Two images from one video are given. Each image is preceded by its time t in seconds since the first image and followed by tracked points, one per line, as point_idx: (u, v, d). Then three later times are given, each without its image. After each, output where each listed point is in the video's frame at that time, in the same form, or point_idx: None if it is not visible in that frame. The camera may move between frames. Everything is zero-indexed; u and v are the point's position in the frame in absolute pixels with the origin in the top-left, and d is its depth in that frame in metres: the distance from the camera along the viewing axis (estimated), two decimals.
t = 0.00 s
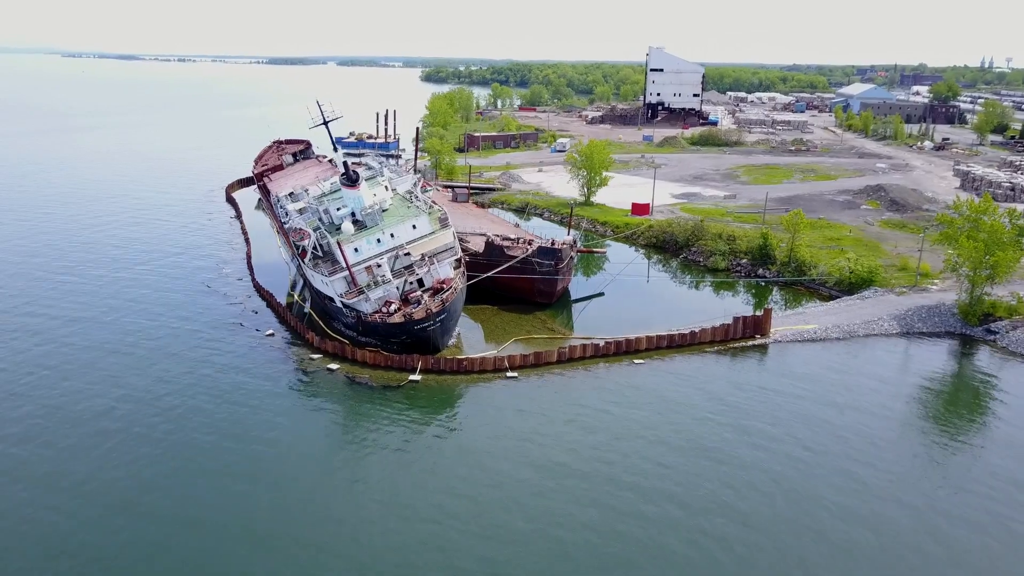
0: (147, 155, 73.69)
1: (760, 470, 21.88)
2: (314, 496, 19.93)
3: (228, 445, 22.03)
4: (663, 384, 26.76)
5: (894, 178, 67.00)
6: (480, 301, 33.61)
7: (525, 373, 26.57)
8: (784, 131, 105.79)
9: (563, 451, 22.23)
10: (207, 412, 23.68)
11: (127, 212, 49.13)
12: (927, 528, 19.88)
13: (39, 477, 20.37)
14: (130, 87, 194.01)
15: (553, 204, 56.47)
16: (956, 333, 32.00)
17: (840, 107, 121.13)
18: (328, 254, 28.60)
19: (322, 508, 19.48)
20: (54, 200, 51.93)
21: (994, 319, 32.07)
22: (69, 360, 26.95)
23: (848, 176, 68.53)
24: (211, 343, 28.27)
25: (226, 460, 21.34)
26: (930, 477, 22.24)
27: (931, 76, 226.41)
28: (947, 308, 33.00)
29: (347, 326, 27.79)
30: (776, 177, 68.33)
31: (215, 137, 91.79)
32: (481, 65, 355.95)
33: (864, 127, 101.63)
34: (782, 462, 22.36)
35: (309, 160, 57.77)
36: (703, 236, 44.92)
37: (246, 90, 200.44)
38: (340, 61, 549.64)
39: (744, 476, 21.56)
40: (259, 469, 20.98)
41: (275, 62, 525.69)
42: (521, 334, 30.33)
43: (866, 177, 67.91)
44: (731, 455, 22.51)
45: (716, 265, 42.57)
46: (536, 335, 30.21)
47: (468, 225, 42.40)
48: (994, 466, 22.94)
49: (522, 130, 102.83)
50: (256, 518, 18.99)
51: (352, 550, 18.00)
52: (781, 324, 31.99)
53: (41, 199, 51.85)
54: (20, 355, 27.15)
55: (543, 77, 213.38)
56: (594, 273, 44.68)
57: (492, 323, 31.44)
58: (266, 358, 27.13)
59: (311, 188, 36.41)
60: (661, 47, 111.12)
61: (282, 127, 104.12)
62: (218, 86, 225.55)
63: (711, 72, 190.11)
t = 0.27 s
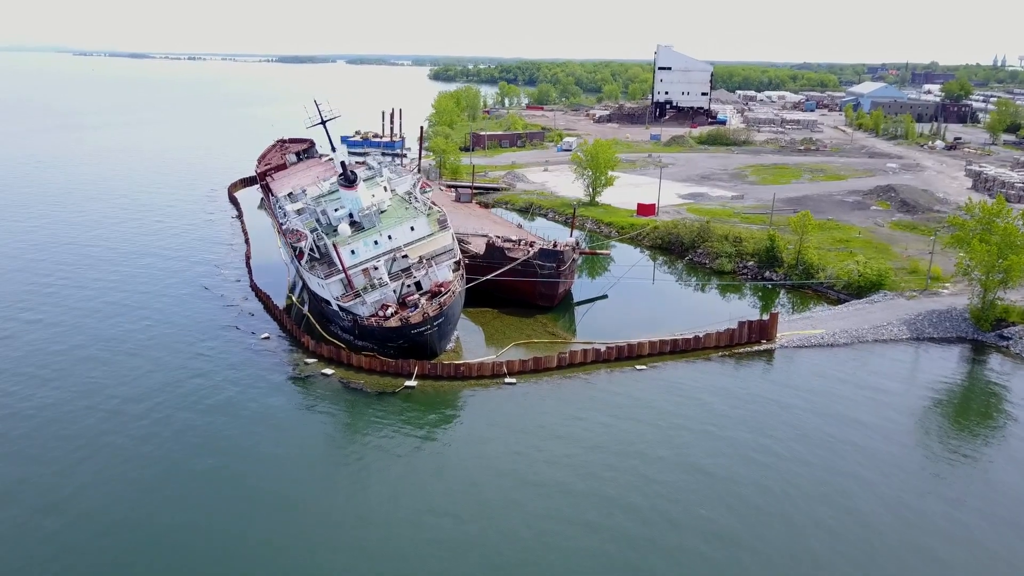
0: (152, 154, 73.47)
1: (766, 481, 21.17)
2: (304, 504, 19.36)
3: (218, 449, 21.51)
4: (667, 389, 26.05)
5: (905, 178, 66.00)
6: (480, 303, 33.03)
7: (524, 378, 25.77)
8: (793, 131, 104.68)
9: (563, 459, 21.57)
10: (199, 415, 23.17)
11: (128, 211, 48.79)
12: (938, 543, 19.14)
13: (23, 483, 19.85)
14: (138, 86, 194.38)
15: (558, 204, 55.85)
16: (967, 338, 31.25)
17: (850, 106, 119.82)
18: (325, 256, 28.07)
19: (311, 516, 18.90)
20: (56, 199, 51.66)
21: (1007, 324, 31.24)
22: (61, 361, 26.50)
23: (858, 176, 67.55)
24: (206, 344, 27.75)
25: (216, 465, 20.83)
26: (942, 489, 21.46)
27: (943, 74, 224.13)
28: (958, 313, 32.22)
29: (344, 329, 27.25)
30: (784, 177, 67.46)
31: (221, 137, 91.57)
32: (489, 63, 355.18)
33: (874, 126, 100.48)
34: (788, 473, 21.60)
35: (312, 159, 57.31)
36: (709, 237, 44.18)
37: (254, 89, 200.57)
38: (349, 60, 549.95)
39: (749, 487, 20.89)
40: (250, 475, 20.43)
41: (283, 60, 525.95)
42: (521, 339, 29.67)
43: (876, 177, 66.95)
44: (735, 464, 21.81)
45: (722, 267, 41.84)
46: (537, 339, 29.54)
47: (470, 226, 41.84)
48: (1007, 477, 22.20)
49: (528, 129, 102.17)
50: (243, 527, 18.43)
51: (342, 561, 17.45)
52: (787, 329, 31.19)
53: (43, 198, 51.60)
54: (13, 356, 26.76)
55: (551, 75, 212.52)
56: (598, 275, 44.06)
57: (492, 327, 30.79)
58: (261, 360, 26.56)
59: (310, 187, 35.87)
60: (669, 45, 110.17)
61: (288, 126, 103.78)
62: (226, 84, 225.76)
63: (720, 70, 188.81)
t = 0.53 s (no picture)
0: (156, 155, 73.33)
1: (770, 489, 20.59)
2: (296, 510, 18.91)
3: (210, 454, 21.08)
4: (670, 394, 25.49)
5: (915, 179, 65.14)
6: (481, 306, 32.59)
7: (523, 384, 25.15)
8: (801, 130, 103.73)
9: (562, 466, 21.04)
10: (192, 419, 22.77)
11: (129, 210, 48.53)
12: (948, 554, 18.52)
13: (12, 487, 19.51)
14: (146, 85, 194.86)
15: (562, 204, 55.38)
16: (977, 343, 30.59)
17: (860, 106, 118.72)
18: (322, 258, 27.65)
19: (302, 523, 18.44)
20: (58, 199, 51.47)
21: (1019, 329, 30.54)
22: (54, 363, 26.16)
23: (867, 176, 66.70)
24: (202, 345, 27.35)
25: (207, 470, 20.41)
26: (953, 498, 20.82)
27: (953, 73, 222.06)
28: (968, 317, 31.54)
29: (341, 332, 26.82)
30: (792, 177, 66.73)
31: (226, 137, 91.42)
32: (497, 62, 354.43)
33: (883, 126, 99.47)
34: (794, 481, 21.00)
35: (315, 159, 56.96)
36: (714, 239, 43.59)
37: (261, 88, 200.78)
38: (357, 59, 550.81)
39: (753, 495, 20.31)
40: (242, 480, 20.00)
41: (291, 59, 526.30)
42: (521, 343, 29.11)
43: (885, 177, 66.14)
44: (739, 472, 21.25)
45: (727, 270, 41.24)
46: (537, 344, 28.97)
47: (472, 227, 41.41)
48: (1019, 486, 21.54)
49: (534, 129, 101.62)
50: (233, 535, 18.02)
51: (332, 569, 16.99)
52: (793, 333, 30.53)
53: (45, 198, 51.41)
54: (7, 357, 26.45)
55: (558, 74, 211.79)
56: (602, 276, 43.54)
57: (491, 331, 30.25)
58: (256, 362, 26.13)
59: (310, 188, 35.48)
60: (676, 44, 109.41)
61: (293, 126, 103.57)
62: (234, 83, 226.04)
63: (729, 69, 187.65)
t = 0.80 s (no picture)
0: (161, 153, 73.06)
1: (775, 501, 19.96)
2: (286, 520, 18.44)
3: (201, 461, 20.65)
4: (673, 400, 24.85)
5: (926, 179, 64.10)
6: (482, 309, 32.04)
7: (522, 390, 24.54)
8: (811, 129, 102.59)
9: (560, 475, 20.47)
10: (184, 424, 22.35)
11: (131, 208, 48.17)
12: (959, 570, 17.86)
13: None
14: (154, 83, 195.19)
15: (567, 205, 54.81)
16: (991, 350, 29.76)
17: (871, 105, 117.40)
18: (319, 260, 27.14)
19: (291, 536, 17.95)
20: (60, 196, 51.18)
21: None
22: (47, 361, 25.74)
23: (877, 177, 65.71)
24: (197, 346, 26.92)
25: (198, 477, 19.98)
26: (964, 510, 20.13)
27: (966, 71, 219.38)
28: (981, 323, 30.72)
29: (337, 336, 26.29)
30: (801, 177, 65.87)
31: (232, 135, 91.17)
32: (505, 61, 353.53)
33: (895, 125, 98.24)
34: (799, 493, 20.36)
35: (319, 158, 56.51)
36: (721, 241, 42.87)
37: (269, 86, 200.87)
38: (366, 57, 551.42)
39: (758, 507, 19.68)
40: (232, 489, 19.55)
41: (301, 57, 527.02)
42: (521, 348, 28.50)
43: (896, 178, 65.16)
44: (743, 482, 20.62)
45: (734, 272, 40.51)
46: (538, 349, 28.36)
47: (475, 228, 40.84)
48: None
49: (541, 128, 100.86)
50: (221, 546, 17.53)
51: None
52: (800, 339, 29.78)
53: (48, 195, 51.16)
54: None
55: (567, 72, 210.83)
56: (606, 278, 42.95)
57: (491, 335, 29.66)
58: (251, 365, 25.67)
59: (310, 188, 35.03)
60: (685, 42, 108.40)
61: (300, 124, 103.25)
62: (242, 80, 225.99)
63: (738, 68, 186.17)
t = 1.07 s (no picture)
0: (166, 152, 72.89)
1: (779, 512, 19.36)
2: (276, 529, 18.00)
3: (191, 466, 20.26)
4: (675, 407, 24.28)
5: (938, 180, 63.16)
6: (483, 312, 31.59)
7: (521, 396, 23.94)
8: (821, 129, 101.57)
9: (558, 484, 19.94)
10: (175, 428, 21.96)
11: (133, 207, 47.91)
12: None
13: None
14: (163, 81, 195.60)
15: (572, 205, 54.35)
16: (1003, 356, 29.04)
17: (881, 104, 116.14)
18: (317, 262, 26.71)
19: (281, 544, 17.53)
20: (63, 194, 51.00)
21: None
22: (39, 362, 25.42)
23: (887, 177, 64.82)
24: (191, 348, 26.53)
25: (187, 484, 19.58)
26: (974, 521, 19.50)
27: (978, 70, 217.30)
28: (993, 328, 30.00)
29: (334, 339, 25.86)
30: (810, 178, 65.08)
31: (238, 133, 90.99)
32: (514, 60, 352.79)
33: (906, 124, 97.10)
34: (804, 504, 19.75)
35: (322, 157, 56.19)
36: (727, 243, 42.26)
37: (277, 85, 200.96)
38: (375, 55, 551.85)
39: (761, 518, 19.10)
40: (222, 496, 19.13)
41: (310, 56, 527.85)
42: (522, 352, 27.90)
43: (907, 178, 64.22)
44: (746, 493, 20.03)
45: (740, 275, 39.88)
46: (538, 353, 27.76)
47: (478, 229, 40.39)
48: None
49: (548, 127, 100.28)
50: (208, 554, 17.13)
51: None
52: (807, 344, 29.13)
53: (51, 193, 50.99)
54: None
55: (575, 71, 209.99)
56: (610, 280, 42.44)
57: (491, 339, 29.10)
58: (246, 368, 25.23)
59: (310, 188, 34.66)
60: (694, 41, 107.52)
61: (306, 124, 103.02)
62: (250, 79, 226.23)
63: (748, 66, 184.84)
